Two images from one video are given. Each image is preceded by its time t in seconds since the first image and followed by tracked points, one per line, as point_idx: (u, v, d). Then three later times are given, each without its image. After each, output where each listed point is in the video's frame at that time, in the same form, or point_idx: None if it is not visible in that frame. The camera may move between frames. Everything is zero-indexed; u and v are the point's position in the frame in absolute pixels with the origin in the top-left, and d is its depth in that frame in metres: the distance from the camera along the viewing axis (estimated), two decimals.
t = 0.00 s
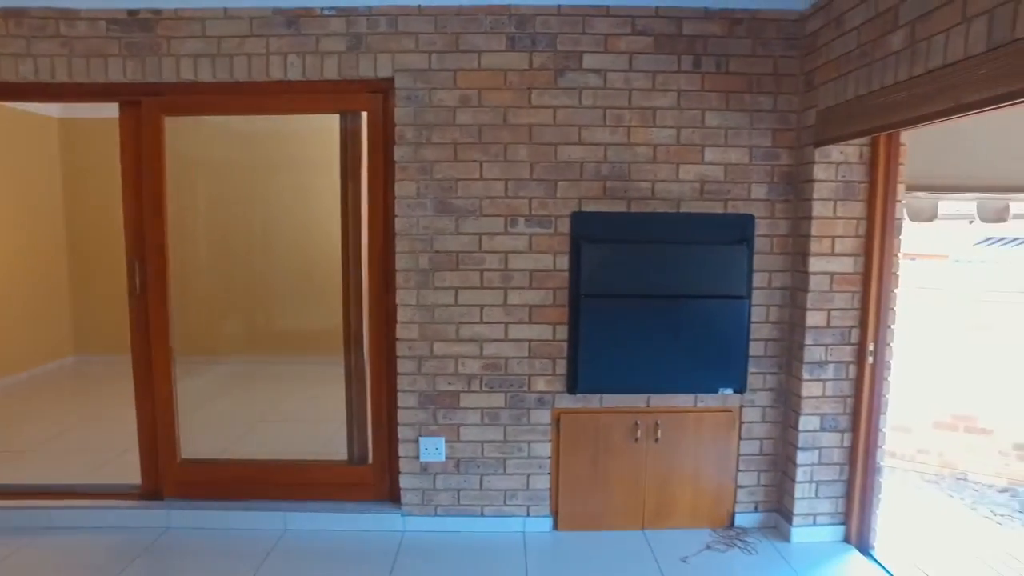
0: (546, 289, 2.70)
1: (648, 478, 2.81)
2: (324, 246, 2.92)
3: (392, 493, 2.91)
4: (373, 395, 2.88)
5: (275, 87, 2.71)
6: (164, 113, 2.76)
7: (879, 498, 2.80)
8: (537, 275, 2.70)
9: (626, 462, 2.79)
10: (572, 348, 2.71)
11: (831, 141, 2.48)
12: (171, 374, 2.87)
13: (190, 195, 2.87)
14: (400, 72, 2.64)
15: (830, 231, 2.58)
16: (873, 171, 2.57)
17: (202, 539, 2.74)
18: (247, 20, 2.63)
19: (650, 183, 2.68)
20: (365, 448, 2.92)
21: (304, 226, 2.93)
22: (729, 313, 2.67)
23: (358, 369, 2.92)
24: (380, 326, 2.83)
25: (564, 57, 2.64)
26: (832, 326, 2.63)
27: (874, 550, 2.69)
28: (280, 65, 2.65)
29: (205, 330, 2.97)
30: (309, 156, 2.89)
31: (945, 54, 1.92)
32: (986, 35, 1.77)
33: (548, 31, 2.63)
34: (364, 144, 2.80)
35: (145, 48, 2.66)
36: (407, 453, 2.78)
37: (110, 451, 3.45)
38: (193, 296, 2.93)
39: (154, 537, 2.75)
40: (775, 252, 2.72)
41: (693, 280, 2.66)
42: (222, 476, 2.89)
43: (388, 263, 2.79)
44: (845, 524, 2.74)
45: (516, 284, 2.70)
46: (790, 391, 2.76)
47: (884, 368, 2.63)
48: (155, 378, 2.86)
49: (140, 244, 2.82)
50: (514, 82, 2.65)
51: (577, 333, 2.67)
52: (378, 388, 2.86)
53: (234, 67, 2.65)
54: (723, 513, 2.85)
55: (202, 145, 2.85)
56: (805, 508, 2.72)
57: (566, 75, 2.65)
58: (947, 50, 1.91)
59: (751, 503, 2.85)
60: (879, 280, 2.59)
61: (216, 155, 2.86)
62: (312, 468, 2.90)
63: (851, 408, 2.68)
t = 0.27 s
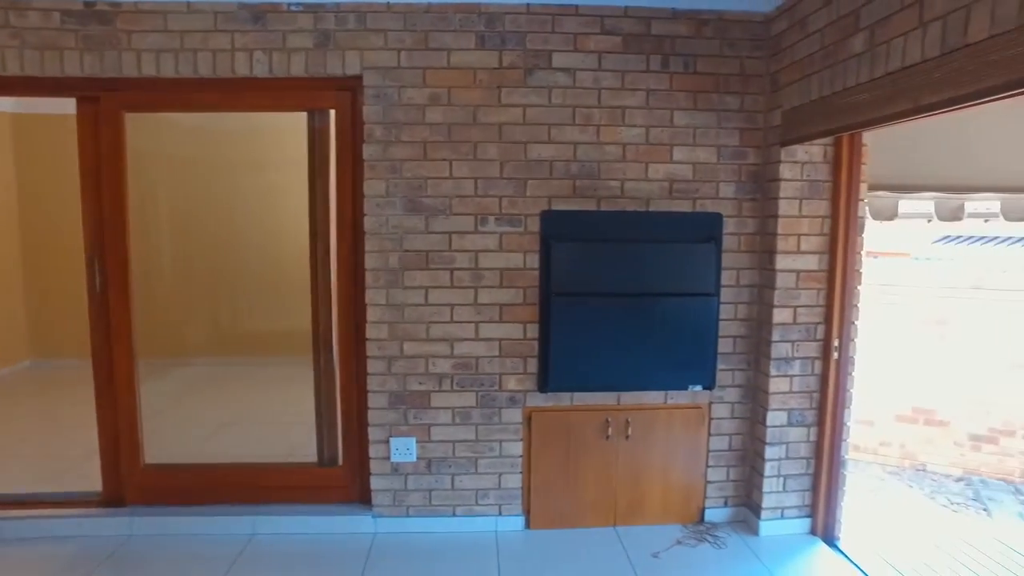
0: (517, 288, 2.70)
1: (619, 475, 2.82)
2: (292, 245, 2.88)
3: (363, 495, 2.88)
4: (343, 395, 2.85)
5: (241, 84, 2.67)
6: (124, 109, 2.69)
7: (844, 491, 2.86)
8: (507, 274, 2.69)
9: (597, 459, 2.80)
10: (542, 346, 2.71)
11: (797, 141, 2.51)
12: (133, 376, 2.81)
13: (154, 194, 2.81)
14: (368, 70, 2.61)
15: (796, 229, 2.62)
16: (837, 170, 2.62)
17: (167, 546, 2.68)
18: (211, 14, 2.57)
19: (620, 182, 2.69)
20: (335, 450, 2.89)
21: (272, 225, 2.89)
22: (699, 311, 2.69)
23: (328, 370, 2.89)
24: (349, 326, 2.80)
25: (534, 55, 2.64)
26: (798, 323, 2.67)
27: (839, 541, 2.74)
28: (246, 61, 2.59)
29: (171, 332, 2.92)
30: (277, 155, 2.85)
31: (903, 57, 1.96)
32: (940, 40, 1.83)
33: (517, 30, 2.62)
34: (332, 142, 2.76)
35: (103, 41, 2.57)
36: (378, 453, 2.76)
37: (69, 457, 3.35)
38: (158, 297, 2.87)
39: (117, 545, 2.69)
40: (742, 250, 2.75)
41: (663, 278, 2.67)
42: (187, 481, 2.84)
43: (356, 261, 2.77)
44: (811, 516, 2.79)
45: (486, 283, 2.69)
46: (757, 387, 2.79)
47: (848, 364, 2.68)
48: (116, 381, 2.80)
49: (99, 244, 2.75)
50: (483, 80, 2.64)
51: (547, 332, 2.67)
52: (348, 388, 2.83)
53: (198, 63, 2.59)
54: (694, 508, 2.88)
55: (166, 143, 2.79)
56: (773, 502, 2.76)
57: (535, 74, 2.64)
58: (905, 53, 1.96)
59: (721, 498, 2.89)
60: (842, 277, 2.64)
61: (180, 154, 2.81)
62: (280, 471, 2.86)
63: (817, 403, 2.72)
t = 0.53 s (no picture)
0: (484, 288, 2.69)
1: (587, 473, 2.84)
2: (257, 244, 2.79)
3: (330, 498, 2.85)
4: (308, 397, 2.83)
5: (201, 81, 2.61)
6: (76, 105, 2.62)
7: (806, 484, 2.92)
8: (474, 274, 2.68)
9: (566, 458, 2.81)
10: (510, 346, 2.71)
11: (760, 142, 2.55)
12: (89, 379, 2.74)
13: (110, 192, 2.72)
14: (333, 68, 2.57)
15: (759, 229, 2.67)
16: (798, 170, 2.67)
17: (126, 556, 2.61)
18: (169, 8, 2.51)
19: (586, 182, 2.70)
20: (301, 453, 2.85)
21: (235, 224, 2.78)
22: (665, 310, 2.72)
23: (293, 373, 2.83)
24: (317, 325, 2.79)
25: (500, 55, 2.62)
26: (762, 320, 2.71)
27: (802, 533, 2.80)
28: (207, 58, 2.53)
29: (130, 335, 2.80)
30: (240, 150, 2.74)
31: (860, 61, 2.01)
32: (895, 45, 1.89)
33: (483, 29, 2.60)
34: (296, 140, 2.72)
35: (54, 34, 2.48)
36: (344, 456, 2.72)
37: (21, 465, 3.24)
38: (116, 298, 2.77)
39: (73, 557, 2.61)
40: (707, 249, 2.79)
41: (629, 277, 2.69)
42: (147, 488, 2.78)
43: (322, 261, 2.75)
44: (776, 510, 2.84)
45: (453, 283, 2.68)
46: (723, 384, 2.83)
47: (810, 360, 2.74)
48: (71, 384, 2.72)
49: (52, 244, 2.67)
50: (449, 79, 2.61)
51: (515, 331, 2.66)
52: (312, 389, 2.82)
53: (156, 58, 2.52)
54: (661, 505, 2.91)
55: (123, 139, 2.70)
56: (739, 497, 2.80)
57: (502, 74, 2.63)
58: (862, 57, 2.01)
59: (688, 494, 2.92)
60: (804, 275, 2.69)
61: (139, 150, 2.71)
62: (244, 475, 2.81)
63: (781, 398, 2.77)
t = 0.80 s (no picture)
0: (451, 288, 2.68)
1: (555, 472, 2.85)
2: (217, 244, 2.73)
3: (295, 501, 2.82)
4: (272, 400, 2.79)
5: (158, 76, 2.55)
6: (25, 100, 2.54)
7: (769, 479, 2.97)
8: (441, 274, 2.66)
9: (534, 457, 2.82)
10: (477, 346, 2.70)
11: (722, 142, 2.59)
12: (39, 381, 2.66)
13: (62, 190, 2.63)
14: (296, 65, 2.52)
15: (722, 228, 2.71)
16: (760, 171, 2.72)
17: (81, 568, 2.54)
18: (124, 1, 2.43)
19: (552, 182, 2.71)
20: (265, 456, 2.81)
21: (195, 224, 2.71)
22: (631, 308, 2.74)
23: (257, 375, 2.78)
24: (280, 326, 2.76)
25: (466, 54, 2.60)
26: (725, 318, 2.75)
27: (766, 527, 2.85)
28: (165, 52, 2.47)
29: (83, 338, 2.70)
30: (200, 149, 2.67)
31: (819, 64, 2.06)
32: (851, 50, 1.94)
33: (448, 28, 2.58)
34: (258, 138, 2.67)
35: None
36: (310, 459, 2.68)
37: None
38: (68, 300, 2.68)
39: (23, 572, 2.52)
40: (672, 248, 2.82)
41: (595, 276, 2.71)
42: (104, 496, 2.71)
43: (285, 262, 2.73)
44: (740, 504, 2.89)
45: (419, 283, 2.65)
46: (688, 381, 2.87)
47: (772, 356, 2.79)
48: (20, 387, 2.64)
49: None
50: (415, 78, 2.59)
51: (482, 331, 2.66)
52: (276, 392, 2.78)
53: (110, 52, 2.45)
54: (629, 502, 2.94)
55: (75, 136, 2.61)
56: (704, 492, 2.84)
57: (468, 73, 2.61)
58: (821, 60, 2.05)
59: (654, 491, 2.95)
60: (766, 274, 2.74)
61: (92, 147, 2.62)
62: (205, 481, 2.76)
63: (744, 395, 2.82)
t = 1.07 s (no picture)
0: (412, 287, 2.66)
1: (519, 470, 2.86)
2: (170, 244, 2.66)
3: (256, 506, 2.76)
4: (231, 403, 2.73)
5: (105, 70, 2.44)
6: None
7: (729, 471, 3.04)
8: (402, 273, 2.64)
9: (498, 455, 2.82)
10: (439, 345, 2.69)
11: (681, 142, 2.63)
12: None
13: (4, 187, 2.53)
14: (253, 60, 2.45)
15: (682, 226, 2.75)
16: (718, 170, 2.77)
17: None
18: None
19: (514, 180, 2.71)
20: (224, 460, 2.74)
21: (146, 223, 2.64)
22: (593, 306, 2.76)
23: (214, 378, 2.71)
24: (238, 328, 2.69)
25: (427, 51, 2.58)
26: (685, 315, 2.80)
27: (726, 518, 2.91)
28: (113, 44, 2.36)
29: (28, 340, 2.62)
30: (151, 146, 2.60)
31: (774, 66, 2.11)
32: (805, 52, 1.99)
33: (409, 25, 2.55)
34: (213, 135, 2.60)
35: None
36: (270, 462, 2.63)
37: None
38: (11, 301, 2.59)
39: None
40: (632, 246, 2.85)
41: (558, 274, 2.72)
42: (51, 507, 2.59)
43: (243, 261, 2.66)
44: (701, 497, 2.94)
45: (381, 282, 2.63)
46: (649, 377, 2.91)
47: (731, 351, 2.84)
48: None
49: None
50: (375, 75, 2.55)
51: (444, 330, 2.65)
52: (234, 395, 2.72)
53: (53, 43, 2.32)
54: (592, 498, 2.96)
55: (18, 130, 2.51)
56: (666, 486, 2.89)
57: (428, 71, 2.59)
58: (776, 62, 2.10)
59: (617, 486, 2.99)
60: (724, 271, 2.80)
61: (36, 142, 2.53)
62: (161, 487, 2.68)
63: (704, 389, 2.87)
